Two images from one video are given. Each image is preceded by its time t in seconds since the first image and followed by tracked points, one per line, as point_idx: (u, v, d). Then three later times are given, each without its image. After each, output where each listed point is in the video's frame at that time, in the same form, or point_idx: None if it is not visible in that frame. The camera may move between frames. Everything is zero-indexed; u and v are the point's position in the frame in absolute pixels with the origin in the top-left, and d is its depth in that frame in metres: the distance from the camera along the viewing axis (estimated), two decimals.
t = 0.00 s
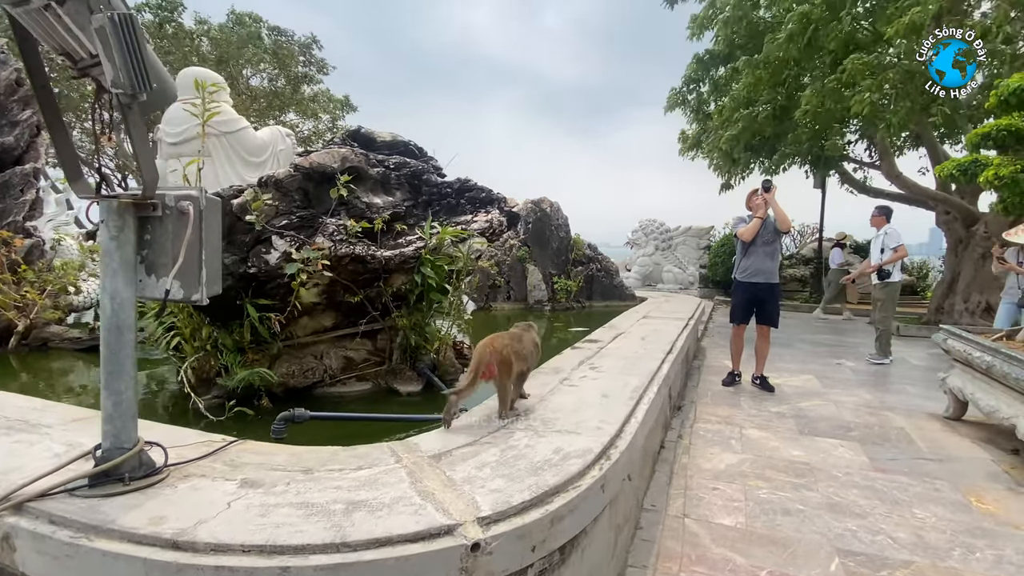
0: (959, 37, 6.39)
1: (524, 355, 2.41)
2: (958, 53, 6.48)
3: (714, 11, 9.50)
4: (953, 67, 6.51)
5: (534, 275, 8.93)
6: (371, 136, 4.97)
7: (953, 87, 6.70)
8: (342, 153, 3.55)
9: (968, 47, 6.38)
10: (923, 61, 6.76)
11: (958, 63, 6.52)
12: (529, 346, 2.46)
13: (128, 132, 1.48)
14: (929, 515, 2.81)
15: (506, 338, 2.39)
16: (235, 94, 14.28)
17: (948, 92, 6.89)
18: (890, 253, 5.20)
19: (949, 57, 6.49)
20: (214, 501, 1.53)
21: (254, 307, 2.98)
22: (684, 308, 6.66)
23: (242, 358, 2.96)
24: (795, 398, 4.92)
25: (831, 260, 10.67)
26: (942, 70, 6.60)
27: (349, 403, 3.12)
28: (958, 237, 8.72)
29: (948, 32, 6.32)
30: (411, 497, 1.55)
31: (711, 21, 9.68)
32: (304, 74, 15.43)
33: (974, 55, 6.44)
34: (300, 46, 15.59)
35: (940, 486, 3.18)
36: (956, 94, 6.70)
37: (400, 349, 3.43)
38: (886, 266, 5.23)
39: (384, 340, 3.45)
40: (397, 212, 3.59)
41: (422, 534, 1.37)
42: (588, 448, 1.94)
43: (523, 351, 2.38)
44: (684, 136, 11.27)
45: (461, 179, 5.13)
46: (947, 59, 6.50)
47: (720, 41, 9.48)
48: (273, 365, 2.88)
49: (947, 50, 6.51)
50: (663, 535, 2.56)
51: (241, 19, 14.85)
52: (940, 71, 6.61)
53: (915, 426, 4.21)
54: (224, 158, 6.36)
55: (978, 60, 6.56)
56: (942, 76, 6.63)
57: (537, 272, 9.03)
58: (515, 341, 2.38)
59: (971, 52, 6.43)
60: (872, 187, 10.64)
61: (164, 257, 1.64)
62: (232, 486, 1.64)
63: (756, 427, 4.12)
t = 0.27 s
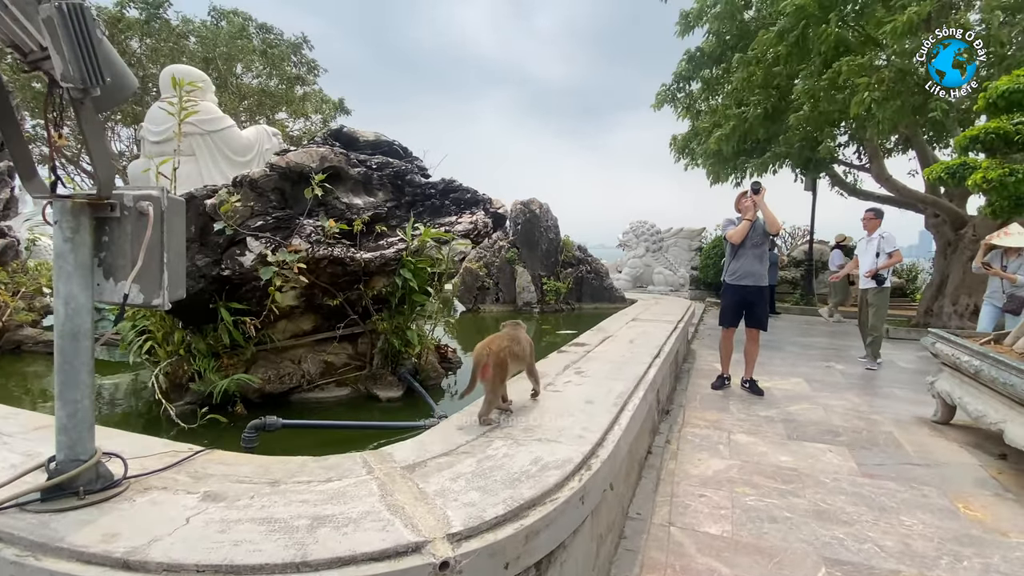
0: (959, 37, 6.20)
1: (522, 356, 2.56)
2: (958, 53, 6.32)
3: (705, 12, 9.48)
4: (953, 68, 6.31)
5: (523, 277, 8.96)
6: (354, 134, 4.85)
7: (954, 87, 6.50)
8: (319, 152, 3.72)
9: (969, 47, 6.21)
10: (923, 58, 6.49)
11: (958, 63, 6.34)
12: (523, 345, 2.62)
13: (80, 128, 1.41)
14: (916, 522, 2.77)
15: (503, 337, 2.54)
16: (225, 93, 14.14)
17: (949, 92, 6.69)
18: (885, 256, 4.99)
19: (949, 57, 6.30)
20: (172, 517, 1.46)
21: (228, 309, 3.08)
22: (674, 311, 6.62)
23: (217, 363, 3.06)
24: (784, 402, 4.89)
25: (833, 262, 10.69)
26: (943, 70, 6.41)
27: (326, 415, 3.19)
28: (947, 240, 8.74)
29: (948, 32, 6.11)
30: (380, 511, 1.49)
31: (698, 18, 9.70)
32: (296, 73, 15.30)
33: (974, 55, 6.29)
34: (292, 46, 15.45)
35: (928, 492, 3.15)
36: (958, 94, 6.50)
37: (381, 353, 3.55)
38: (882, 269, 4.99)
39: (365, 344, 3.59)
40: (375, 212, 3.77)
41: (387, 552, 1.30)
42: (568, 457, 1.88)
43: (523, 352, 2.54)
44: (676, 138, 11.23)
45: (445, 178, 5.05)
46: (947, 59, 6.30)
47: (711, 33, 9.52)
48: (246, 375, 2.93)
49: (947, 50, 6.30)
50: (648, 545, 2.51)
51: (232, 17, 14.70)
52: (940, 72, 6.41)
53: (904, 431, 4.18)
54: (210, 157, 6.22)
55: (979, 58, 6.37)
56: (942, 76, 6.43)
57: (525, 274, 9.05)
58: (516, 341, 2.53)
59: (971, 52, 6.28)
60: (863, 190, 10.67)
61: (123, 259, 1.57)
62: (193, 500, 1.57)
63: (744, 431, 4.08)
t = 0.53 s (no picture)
0: (959, 36, 6.14)
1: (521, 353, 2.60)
2: (957, 53, 6.24)
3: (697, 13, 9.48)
4: (953, 68, 6.25)
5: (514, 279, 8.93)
6: (338, 133, 4.75)
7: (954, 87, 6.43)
8: (299, 151, 3.85)
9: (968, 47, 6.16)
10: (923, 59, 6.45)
11: (958, 63, 6.28)
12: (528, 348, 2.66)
13: (35, 123, 1.34)
14: (908, 529, 2.72)
15: (507, 336, 2.58)
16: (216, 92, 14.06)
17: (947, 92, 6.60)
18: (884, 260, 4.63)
19: (949, 57, 6.24)
20: (131, 531, 1.39)
21: (203, 311, 3.20)
22: (666, 313, 6.59)
23: (194, 367, 3.19)
24: (775, 405, 4.85)
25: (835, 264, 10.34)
26: (942, 70, 6.34)
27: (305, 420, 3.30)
28: (937, 243, 8.77)
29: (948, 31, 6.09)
30: (350, 525, 1.42)
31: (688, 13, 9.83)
32: (289, 73, 15.22)
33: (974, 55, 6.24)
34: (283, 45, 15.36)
35: (919, 497, 3.11)
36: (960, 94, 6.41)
37: (364, 357, 3.70)
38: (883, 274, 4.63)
39: (348, 348, 3.74)
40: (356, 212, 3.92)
41: (354, 570, 1.24)
42: (551, 466, 1.82)
43: (526, 351, 2.59)
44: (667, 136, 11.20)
45: (432, 179, 4.96)
46: (947, 59, 6.24)
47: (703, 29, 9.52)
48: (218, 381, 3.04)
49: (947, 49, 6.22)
50: (635, 554, 2.45)
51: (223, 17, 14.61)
52: (939, 71, 6.35)
53: (895, 435, 4.15)
54: (195, 156, 6.10)
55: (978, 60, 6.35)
56: (941, 76, 6.38)
57: (516, 275, 8.99)
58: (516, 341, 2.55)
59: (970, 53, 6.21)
60: (854, 193, 10.69)
61: (82, 260, 1.50)
62: (156, 513, 1.50)
63: (735, 436, 4.03)
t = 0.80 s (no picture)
0: (959, 36, 6.05)
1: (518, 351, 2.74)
2: (957, 53, 6.08)
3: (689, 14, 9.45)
4: (953, 67, 6.11)
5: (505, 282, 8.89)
6: (321, 131, 4.65)
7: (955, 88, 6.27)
8: (279, 149, 3.80)
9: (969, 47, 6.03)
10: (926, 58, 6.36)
11: (958, 63, 6.12)
12: (526, 347, 2.84)
13: None
14: (900, 538, 2.67)
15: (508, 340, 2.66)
16: (204, 91, 13.90)
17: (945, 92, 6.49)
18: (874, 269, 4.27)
19: (949, 57, 6.11)
20: (85, 549, 1.31)
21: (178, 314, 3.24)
22: (656, 317, 6.54)
23: (172, 372, 3.29)
24: (766, 410, 4.81)
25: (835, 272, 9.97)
26: (942, 70, 6.22)
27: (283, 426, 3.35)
28: (927, 247, 8.79)
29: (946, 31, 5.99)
30: (318, 542, 1.35)
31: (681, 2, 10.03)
32: (278, 73, 15.10)
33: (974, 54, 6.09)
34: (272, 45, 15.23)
35: (911, 505, 3.06)
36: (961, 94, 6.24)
37: (346, 362, 3.80)
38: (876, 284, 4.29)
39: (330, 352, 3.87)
40: (338, 214, 3.97)
41: None
42: (533, 477, 1.75)
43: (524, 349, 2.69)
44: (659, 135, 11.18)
45: (418, 180, 4.85)
46: (948, 59, 6.11)
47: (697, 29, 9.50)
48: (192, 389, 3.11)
49: (947, 49, 6.11)
50: (622, 565, 2.38)
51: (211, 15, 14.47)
52: (940, 71, 6.21)
53: (886, 441, 4.11)
54: (180, 157, 5.98)
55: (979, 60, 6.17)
56: (942, 76, 6.23)
57: (506, 278, 8.94)
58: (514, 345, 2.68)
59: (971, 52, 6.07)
60: (845, 196, 10.70)
61: (38, 261, 1.43)
62: (114, 529, 1.42)
63: (725, 442, 3.98)
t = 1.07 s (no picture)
0: (959, 37, 5.97)
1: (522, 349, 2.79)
2: (958, 53, 6.09)
3: (683, 19, 9.45)
4: (952, 68, 6.16)
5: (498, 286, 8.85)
6: (311, 132, 4.56)
7: (954, 87, 6.34)
8: (266, 150, 3.73)
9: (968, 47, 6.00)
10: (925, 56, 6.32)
11: (958, 63, 6.16)
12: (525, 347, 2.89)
13: None
14: (899, 548, 2.62)
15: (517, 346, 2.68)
16: (196, 92, 13.78)
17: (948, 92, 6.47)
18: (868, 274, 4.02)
19: (949, 57, 6.12)
20: (50, 568, 1.24)
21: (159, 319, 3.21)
22: (651, 321, 6.50)
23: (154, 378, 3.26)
24: (761, 416, 4.77)
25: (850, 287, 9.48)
26: (942, 70, 6.26)
27: (268, 434, 3.34)
28: (921, 251, 8.81)
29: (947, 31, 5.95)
30: (298, 560, 1.28)
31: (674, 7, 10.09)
32: (271, 75, 15.00)
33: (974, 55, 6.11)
34: (264, 46, 15.14)
35: (909, 514, 3.02)
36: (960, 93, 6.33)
37: (334, 368, 3.78)
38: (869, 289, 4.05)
39: (317, 358, 3.84)
40: (326, 216, 3.92)
41: None
42: (525, 489, 1.68)
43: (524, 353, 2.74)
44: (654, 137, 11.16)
45: (409, 182, 4.81)
46: (947, 59, 6.13)
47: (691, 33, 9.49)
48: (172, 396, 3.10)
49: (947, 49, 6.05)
50: None
51: (203, 16, 14.37)
52: (940, 71, 6.26)
53: (883, 447, 4.07)
54: (169, 157, 5.89)
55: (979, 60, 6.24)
56: (941, 76, 6.32)
57: (500, 282, 8.89)
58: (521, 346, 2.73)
59: (970, 53, 6.08)
60: (839, 201, 10.73)
61: (4, 264, 1.36)
62: (83, 545, 1.35)
63: (721, 448, 3.93)
